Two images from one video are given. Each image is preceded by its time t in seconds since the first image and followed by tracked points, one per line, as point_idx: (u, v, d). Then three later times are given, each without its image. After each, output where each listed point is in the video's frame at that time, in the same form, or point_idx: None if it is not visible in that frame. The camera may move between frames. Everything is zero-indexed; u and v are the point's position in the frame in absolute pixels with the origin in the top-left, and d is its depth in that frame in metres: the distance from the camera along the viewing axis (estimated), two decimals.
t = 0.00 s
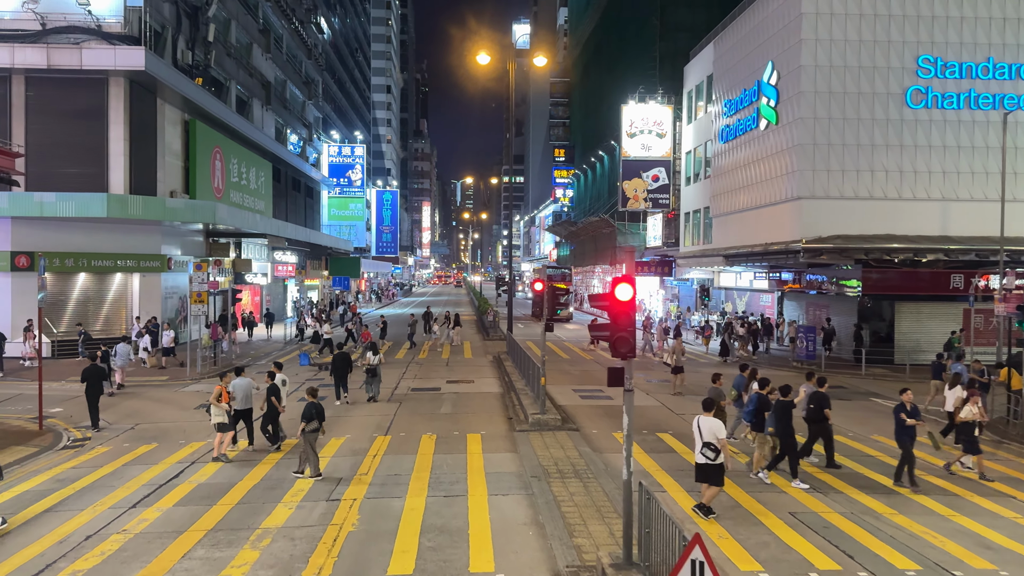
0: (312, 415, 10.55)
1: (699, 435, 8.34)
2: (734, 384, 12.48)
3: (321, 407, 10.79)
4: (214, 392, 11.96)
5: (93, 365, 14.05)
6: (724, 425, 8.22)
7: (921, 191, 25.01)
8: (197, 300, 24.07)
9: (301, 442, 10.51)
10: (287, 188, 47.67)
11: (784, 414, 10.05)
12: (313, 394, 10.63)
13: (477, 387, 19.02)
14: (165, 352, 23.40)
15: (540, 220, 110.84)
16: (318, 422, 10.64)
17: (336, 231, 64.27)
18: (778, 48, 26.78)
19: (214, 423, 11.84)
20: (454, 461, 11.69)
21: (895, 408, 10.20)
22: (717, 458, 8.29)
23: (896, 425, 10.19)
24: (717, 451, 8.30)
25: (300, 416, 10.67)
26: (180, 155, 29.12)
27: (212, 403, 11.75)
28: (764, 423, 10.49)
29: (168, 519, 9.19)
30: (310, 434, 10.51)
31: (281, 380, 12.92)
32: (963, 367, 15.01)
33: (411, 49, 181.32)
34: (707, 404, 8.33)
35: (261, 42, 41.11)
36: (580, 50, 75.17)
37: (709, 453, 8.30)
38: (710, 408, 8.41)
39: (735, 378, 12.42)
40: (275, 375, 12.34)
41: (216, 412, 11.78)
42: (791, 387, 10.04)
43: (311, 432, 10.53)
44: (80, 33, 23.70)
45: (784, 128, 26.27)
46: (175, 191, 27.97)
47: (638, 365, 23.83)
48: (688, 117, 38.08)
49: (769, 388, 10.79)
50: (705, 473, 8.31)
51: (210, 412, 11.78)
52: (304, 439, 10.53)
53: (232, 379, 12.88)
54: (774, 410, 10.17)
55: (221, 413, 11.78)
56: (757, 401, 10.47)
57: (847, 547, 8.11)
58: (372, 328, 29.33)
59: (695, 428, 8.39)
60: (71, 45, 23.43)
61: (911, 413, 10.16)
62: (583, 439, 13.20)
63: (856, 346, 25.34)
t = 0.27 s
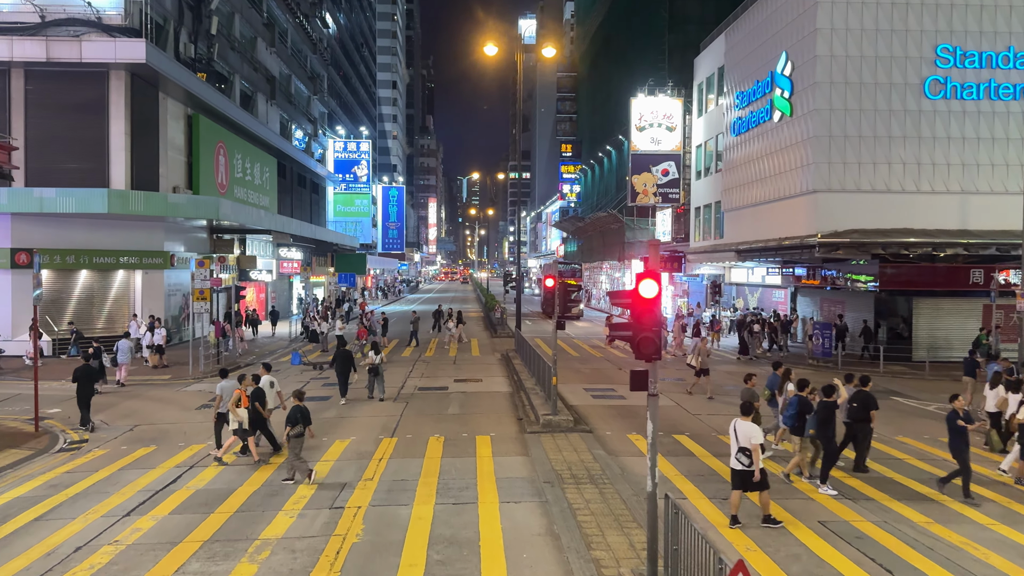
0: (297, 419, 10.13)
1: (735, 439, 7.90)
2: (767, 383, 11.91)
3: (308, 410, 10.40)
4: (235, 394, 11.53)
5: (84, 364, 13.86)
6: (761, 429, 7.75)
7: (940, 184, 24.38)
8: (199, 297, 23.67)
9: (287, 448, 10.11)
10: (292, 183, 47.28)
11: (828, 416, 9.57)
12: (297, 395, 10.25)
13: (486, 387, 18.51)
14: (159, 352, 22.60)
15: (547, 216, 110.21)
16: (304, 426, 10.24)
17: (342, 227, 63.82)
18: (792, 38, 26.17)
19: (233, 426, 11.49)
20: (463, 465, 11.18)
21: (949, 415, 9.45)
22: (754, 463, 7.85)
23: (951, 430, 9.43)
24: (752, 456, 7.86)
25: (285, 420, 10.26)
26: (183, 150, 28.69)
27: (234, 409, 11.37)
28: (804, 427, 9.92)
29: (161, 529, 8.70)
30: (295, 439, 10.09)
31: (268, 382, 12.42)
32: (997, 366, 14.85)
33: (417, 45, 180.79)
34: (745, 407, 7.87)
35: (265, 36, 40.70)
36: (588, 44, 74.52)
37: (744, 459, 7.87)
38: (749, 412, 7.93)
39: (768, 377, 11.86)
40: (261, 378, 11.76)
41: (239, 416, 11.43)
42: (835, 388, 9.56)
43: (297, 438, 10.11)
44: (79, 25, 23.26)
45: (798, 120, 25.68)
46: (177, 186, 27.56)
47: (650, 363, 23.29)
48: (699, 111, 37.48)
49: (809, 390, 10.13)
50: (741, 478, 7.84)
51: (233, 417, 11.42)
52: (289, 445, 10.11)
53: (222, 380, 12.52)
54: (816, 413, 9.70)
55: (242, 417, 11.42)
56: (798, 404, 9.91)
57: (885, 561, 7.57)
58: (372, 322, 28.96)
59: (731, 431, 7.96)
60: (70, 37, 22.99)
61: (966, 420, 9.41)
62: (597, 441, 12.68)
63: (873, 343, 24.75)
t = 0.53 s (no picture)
0: (282, 423, 9.67)
1: (782, 448, 7.56)
2: (803, 386, 11.42)
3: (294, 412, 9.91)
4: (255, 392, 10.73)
5: (76, 364, 13.69)
6: (810, 440, 7.41)
7: (959, 178, 23.76)
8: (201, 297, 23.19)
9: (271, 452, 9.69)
10: (298, 181, 46.85)
11: (875, 426, 8.93)
12: (283, 395, 9.77)
13: (496, 388, 18.02)
14: (149, 355, 22.15)
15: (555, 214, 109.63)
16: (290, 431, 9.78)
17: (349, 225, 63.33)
18: (807, 29, 25.58)
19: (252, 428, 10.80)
20: (472, 472, 10.68)
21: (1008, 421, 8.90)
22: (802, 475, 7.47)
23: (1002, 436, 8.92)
24: (800, 466, 7.48)
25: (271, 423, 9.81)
26: (186, 147, 28.27)
27: (256, 412, 10.62)
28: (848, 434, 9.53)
29: (154, 543, 8.23)
30: (280, 444, 9.69)
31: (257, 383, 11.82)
32: None
33: (423, 42, 180.34)
34: (793, 416, 7.53)
35: (269, 32, 40.25)
36: (595, 39, 73.84)
37: (791, 469, 7.50)
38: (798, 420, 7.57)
39: (804, 379, 11.43)
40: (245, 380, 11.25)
41: (262, 419, 10.73)
42: (883, 395, 8.96)
43: (282, 442, 9.70)
44: (79, 20, 22.81)
45: (814, 113, 25.11)
46: (180, 183, 27.13)
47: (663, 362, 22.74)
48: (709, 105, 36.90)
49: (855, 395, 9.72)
50: (790, 490, 7.46)
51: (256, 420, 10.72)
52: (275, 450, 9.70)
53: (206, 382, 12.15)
54: (862, 422, 9.09)
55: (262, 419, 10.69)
56: (839, 408, 9.25)
57: None
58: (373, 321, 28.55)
59: (778, 440, 7.61)
60: (70, 32, 22.53)
61: None
62: (612, 447, 12.15)
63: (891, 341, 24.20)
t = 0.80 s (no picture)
0: (263, 430, 9.26)
1: (834, 453, 7.11)
2: (844, 389, 10.99)
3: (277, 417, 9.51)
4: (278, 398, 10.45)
5: (65, 366, 13.34)
6: (865, 444, 6.97)
7: (980, 172, 23.13)
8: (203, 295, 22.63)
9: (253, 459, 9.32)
10: (303, 178, 46.42)
11: (929, 431, 8.64)
12: (262, 399, 9.36)
13: (505, 389, 17.52)
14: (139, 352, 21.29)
15: (562, 211, 108.98)
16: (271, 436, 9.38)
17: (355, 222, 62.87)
18: (823, 19, 24.99)
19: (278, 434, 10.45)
20: (482, 479, 10.17)
21: None
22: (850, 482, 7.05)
23: None
24: (851, 473, 7.04)
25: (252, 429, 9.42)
26: (190, 143, 27.86)
27: (280, 413, 10.33)
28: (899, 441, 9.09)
29: (145, 558, 7.75)
30: (262, 451, 9.32)
31: (241, 388, 11.33)
32: None
33: (429, 39, 179.78)
34: (846, 418, 7.16)
35: (274, 27, 39.82)
36: (603, 34, 73.16)
37: (842, 475, 7.07)
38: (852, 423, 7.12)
39: (845, 382, 10.99)
40: (226, 385, 10.82)
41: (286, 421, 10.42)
42: (936, 397, 8.70)
43: (263, 449, 9.32)
44: (80, 13, 22.39)
45: (830, 106, 24.54)
46: (184, 180, 26.72)
47: (677, 361, 22.17)
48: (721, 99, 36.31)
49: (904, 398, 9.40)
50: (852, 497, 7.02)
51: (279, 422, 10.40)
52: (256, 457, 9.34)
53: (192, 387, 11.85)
54: (917, 428, 8.76)
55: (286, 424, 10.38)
56: (890, 413, 8.88)
57: None
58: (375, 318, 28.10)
59: (830, 444, 7.19)
60: (70, 25, 22.10)
61: None
62: (628, 451, 11.62)
63: (910, 339, 23.59)
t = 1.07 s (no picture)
0: (244, 436, 8.97)
1: (890, 464, 6.79)
2: (889, 392, 10.16)
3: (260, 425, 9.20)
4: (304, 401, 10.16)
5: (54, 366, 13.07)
6: (925, 453, 6.68)
7: (1003, 167, 22.48)
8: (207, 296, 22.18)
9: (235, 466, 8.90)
10: (310, 177, 45.97)
11: (990, 439, 7.96)
12: (246, 403, 9.10)
13: (516, 391, 16.98)
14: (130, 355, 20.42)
15: (570, 210, 108.34)
16: (255, 443, 9.03)
17: (362, 221, 62.42)
18: (840, 11, 24.37)
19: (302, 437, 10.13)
20: (495, 489, 9.62)
21: None
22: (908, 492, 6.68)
23: None
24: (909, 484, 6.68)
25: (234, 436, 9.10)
26: (194, 141, 27.42)
27: (303, 415, 10.04)
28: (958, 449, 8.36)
29: None
30: (244, 458, 8.91)
31: (225, 391, 10.89)
32: None
33: (436, 38, 179.32)
34: (902, 427, 6.84)
35: (280, 24, 39.38)
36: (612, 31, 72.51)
37: (898, 486, 6.70)
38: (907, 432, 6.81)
39: (890, 383, 10.20)
40: (208, 389, 10.32)
41: (310, 423, 10.13)
42: (998, 404, 8.04)
43: (245, 456, 8.92)
44: (81, 8, 21.96)
45: (848, 100, 23.93)
46: (188, 178, 26.29)
47: (692, 362, 21.61)
48: (733, 95, 35.75)
49: (962, 403, 8.69)
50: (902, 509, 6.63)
51: (303, 424, 10.10)
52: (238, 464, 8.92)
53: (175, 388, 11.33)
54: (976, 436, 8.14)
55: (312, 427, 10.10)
56: (949, 419, 8.38)
57: None
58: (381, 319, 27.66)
59: (885, 454, 6.86)
60: (71, 21, 21.67)
61: None
62: (648, 459, 11.08)
63: (931, 339, 22.97)
